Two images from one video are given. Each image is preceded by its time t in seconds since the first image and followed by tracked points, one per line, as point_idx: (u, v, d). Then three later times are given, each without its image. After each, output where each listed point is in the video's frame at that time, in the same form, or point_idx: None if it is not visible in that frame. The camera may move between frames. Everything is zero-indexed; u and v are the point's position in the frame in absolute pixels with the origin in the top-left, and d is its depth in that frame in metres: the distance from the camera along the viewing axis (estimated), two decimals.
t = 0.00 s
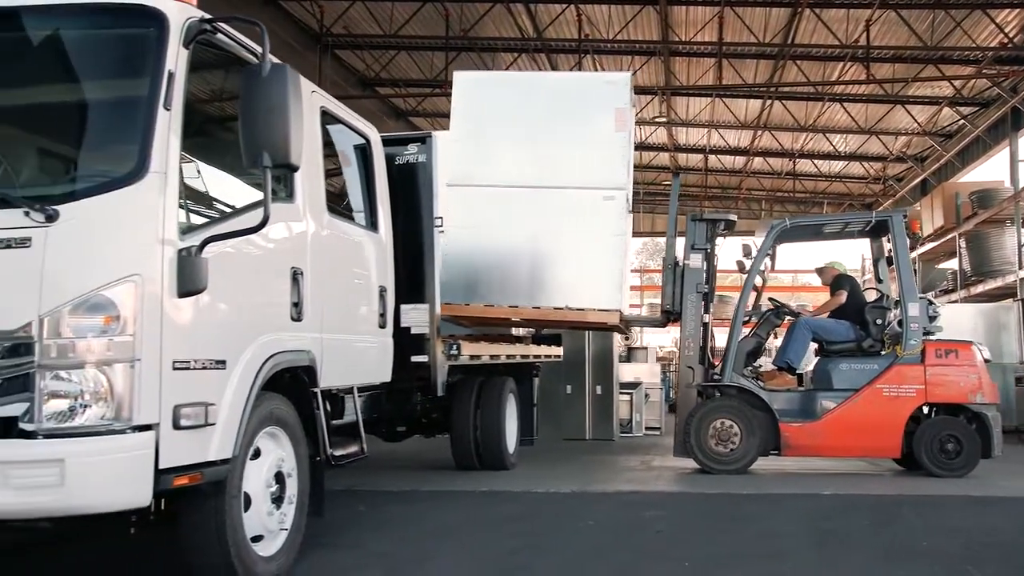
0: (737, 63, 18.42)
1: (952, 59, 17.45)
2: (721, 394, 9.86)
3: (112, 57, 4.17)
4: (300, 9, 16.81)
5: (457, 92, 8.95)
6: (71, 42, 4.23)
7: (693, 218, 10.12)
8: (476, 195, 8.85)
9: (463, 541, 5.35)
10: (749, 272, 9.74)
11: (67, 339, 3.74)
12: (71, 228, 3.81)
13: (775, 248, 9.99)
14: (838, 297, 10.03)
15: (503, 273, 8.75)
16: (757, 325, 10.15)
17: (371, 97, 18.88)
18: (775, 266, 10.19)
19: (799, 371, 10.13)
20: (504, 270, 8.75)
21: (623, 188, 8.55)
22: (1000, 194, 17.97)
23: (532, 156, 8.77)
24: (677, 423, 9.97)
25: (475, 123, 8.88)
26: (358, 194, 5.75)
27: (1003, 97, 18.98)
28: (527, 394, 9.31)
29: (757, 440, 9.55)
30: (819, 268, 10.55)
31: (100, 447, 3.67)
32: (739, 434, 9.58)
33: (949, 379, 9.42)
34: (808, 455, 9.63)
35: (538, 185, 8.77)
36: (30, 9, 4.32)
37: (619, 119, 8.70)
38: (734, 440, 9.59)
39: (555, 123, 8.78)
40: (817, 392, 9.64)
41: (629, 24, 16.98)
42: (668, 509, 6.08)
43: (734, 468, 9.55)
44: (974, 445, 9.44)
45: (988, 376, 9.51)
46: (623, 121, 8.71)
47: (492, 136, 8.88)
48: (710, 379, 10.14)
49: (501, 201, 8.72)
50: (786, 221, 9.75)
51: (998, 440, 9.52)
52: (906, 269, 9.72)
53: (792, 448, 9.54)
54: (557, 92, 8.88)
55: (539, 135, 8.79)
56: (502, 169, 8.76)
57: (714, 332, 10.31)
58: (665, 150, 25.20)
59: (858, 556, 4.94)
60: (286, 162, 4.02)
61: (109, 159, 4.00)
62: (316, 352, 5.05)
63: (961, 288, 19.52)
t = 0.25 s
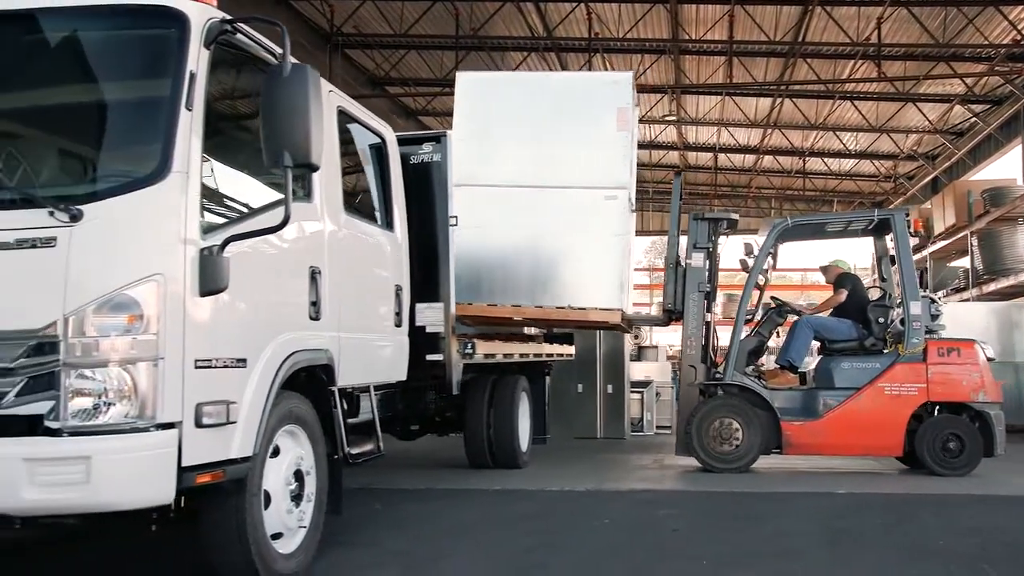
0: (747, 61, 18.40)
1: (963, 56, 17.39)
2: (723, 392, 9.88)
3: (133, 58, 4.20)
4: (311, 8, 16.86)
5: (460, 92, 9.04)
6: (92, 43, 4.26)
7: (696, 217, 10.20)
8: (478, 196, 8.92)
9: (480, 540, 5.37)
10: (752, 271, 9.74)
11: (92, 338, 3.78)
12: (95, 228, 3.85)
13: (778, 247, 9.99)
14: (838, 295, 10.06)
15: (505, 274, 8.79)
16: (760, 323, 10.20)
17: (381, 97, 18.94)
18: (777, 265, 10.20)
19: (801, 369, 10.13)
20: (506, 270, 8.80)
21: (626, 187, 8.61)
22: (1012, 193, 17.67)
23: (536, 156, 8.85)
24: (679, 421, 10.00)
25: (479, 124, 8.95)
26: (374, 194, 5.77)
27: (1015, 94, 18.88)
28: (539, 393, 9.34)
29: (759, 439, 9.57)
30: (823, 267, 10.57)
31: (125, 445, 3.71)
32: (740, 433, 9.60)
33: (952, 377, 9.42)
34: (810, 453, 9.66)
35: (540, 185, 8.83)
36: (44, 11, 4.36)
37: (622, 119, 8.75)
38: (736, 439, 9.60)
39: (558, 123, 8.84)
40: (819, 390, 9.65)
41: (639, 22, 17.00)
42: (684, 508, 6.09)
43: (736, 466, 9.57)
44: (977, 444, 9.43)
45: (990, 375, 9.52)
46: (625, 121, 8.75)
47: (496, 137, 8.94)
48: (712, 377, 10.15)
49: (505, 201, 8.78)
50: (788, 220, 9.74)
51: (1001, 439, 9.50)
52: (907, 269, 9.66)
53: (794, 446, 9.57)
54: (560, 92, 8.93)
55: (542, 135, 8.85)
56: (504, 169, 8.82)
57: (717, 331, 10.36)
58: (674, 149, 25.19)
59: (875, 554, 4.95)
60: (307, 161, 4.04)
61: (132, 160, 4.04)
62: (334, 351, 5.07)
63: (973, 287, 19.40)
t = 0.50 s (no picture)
0: (757, 60, 18.39)
1: (975, 53, 17.33)
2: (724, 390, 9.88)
3: (153, 57, 4.23)
4: (321, 8, 16.89)
5: (462, 91, 9.10)
6: (112, 43, 4.29)
7: (697, 216, 10.23)
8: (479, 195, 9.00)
9: (496, 537, 5.39)
10: (752, 270, 9.74)
11: (114, 336, 3.81)
12: (117, 227, 3.89)
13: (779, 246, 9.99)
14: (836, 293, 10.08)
15: (507, 271, 8.90)
16: (761, 321, 10.17)
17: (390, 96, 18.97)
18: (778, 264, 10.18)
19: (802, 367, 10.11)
20: (507, 268, 8.90)
21: (626, 186, 8.74)
22: None
23: (537, 155, 8.93)
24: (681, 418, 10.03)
25: (480, 123, 9.01)
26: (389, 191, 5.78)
27: None
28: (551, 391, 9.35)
29: (759, 437, 9.59)
30: (825, 265, 10.53)
31: (148, 443, 3.75)
32: (741, 431, 9.62)
33: (952, 375, 9.42)
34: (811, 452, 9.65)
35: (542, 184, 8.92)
36: (56, 11, 4.39)
37: (623, 118, 8.85)
38: (737, 437, 9.63)
39: (560, 123, 8.93)
40: (820, 388, 9.67)
41: (648, 21, 17.01)
42: (699, 505, 6.11)
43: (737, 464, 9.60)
44: (976, 442, 9.44)
45: (990, 373, 9.52)
46: (625, 120, 8.86)
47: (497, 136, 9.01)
48: (713, 375, 10.15)
49: (506, 199, 8.86)
50: (789, 219, 9.75)
51: (1002, 437, 9.52)
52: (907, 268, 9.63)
53: (795, 445, 9.56)
54: (562, 91, 9.02)
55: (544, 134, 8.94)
56: (505, 168, 8.91)
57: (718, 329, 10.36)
58: (683, 147, 25.17)
59: (893, 552, 4.95)
60: (328, 161, 4.05)
61: (153, 159, 4.07)
62: (351, 350, 5.10)
63: (985, 285, 19.28)
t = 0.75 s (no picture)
0: (766, 58, 18.37)
1: (985, 51, 17.28)
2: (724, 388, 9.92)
3: (171, 57, 4.26)
4: (329, 8, 16.95)
5: (466, 91, 9.36)
6: (130, 43, 4.32)
7: (698, 215, 10.22)
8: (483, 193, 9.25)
9: (511, 536, 5.40)
10: (752, 269, 9.74)
11: (136, 335, 3.86)
12: (138, 227, 3.93)
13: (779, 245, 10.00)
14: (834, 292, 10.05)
15: (509, 269, 9.13)
16: (761, 320, 10.17)
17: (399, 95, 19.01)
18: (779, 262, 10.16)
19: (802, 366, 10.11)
20: (510, 266, 9.14)
21: (626, 186, 8.96)
22: None
23: (540, 154, 9.16)
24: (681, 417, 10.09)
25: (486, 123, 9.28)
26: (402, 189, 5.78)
27: None
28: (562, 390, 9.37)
29: (760, 435, 9.62)
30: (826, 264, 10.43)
31: (169, 441, 3.79)
32: (741, 429, 9.66)
33: (953, 373, 9.43)
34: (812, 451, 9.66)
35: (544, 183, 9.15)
36: (71, 13, 4.43)
37: (624, 119, 9.10)
38: (737, 435, 9.66)
39: (561, 123, 9.16)
40: (820, 387, 9.71)
41: (657, 19, 17.00)
42: (713, 504, 6.11)
43: (739, 462, 9.62)
44: (976, 440, 9.42)
45: (991, 372, 9.51)
46: (626, 120, 9.11)
47: (502, 135, 9.28)
48: (714, 374, 10.18)
49: (509, 198, 9.09)
50: (789, 218, 9.75)
51: (1002, 436, 9.55)
52: (908, 267, 9.59)
53: (795, 443, 9.59)
54: (564, 92, 9.28)
55: (546, 134, 9.17)
56: (508, 167, 9.16)
57: (719, 328, 10.42)
58: (691, 145, 25.17)
59: (909, 551, 4.96)
60: (346, 160, 4.08)
61: (172, 159, 4.10)
62: (367, 348, 5.12)
63: (994, 283, 19.14)
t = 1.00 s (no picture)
0: (775, 57, 18.38)
1: (995, 49, 17.23)
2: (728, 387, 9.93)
3: (192, 58, 4.29)
4: (339, 8, 17.03)
5: (466, 93, 9.46)
6: (150, 45, 4.36)
7: (700, 215, 10.21)
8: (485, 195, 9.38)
9: (525, 534, 5.42)
10: (755, 268, 9.82)
11: (159, 334, 3.90)
12: (161, 227, 3.97)
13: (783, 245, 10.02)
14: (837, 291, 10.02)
15: (513, 269, 9.28)
16: (764, 319, 10.25)
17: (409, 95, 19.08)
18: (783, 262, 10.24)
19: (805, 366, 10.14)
20: (513, 267, 9.30)
21: (628, 187, 9.07)
22: None
23: (542, 154, 9.27)
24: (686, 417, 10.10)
25: (489, 120, 9.43)
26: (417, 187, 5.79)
27: None
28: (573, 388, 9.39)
29: (764, 433, 9.62)
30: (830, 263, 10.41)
31: (192, 439, 3.84)
32: (744, 428, 9.65)
33: (957, 372, 9.42)
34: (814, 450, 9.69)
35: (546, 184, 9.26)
36: (86, 16, 4.49)
37: (625, 119, 9.18)
38: (741, 434, 9.66)
39: (562, 124, 9.26)
40: (824, 387, 9.70)
41: (666, 18, 17.00)
42: (727, 503, 6.12)
43: (743, 461, 9.61)
44: (978, 440, 9.42)
45: (996, 371, 9.50)
46: (627, 121, 9.19)
47: (504, 136, 9.39)
48: (717, 374, 10.27)
49: (511, 199, 9.21)
50: (793, 216, 9.72)
51: (1006, 435, 9.56)
52: (911, 265, 9.62)
53: (798, 442, 9.62)
54: (566, 91, 9.34)
55: (548, 133, 9.27)
56: (510, 169, 9.26)
57: (722, 328, 10.45)
58: (700, 144, 25.17)
59: (925, 550, 4.97)
60: (366, 160, 4.10)
61: (193, 159, 4.14)
62: (384, 347, 5.14)
63: (1005, 282, 19.05)
